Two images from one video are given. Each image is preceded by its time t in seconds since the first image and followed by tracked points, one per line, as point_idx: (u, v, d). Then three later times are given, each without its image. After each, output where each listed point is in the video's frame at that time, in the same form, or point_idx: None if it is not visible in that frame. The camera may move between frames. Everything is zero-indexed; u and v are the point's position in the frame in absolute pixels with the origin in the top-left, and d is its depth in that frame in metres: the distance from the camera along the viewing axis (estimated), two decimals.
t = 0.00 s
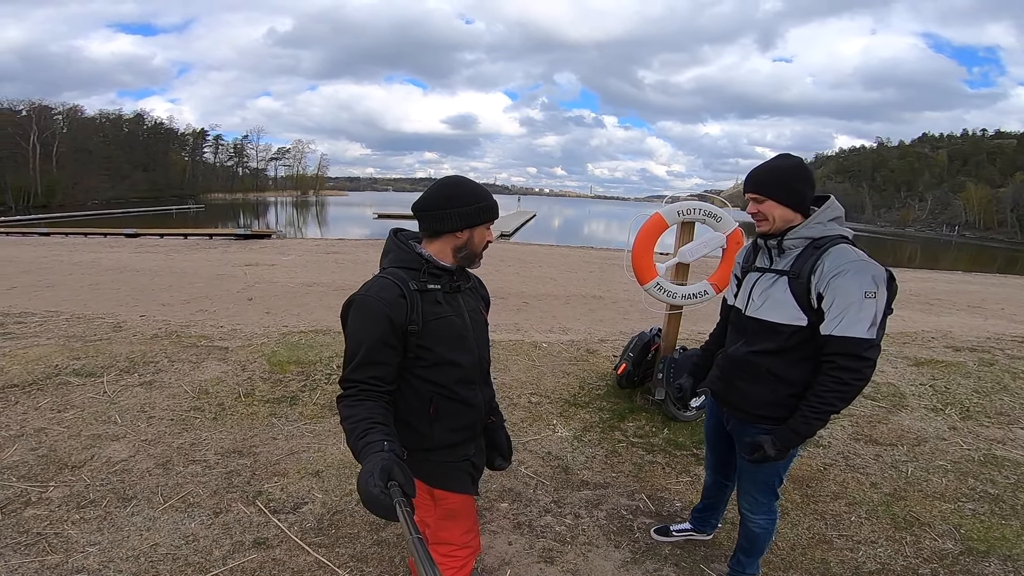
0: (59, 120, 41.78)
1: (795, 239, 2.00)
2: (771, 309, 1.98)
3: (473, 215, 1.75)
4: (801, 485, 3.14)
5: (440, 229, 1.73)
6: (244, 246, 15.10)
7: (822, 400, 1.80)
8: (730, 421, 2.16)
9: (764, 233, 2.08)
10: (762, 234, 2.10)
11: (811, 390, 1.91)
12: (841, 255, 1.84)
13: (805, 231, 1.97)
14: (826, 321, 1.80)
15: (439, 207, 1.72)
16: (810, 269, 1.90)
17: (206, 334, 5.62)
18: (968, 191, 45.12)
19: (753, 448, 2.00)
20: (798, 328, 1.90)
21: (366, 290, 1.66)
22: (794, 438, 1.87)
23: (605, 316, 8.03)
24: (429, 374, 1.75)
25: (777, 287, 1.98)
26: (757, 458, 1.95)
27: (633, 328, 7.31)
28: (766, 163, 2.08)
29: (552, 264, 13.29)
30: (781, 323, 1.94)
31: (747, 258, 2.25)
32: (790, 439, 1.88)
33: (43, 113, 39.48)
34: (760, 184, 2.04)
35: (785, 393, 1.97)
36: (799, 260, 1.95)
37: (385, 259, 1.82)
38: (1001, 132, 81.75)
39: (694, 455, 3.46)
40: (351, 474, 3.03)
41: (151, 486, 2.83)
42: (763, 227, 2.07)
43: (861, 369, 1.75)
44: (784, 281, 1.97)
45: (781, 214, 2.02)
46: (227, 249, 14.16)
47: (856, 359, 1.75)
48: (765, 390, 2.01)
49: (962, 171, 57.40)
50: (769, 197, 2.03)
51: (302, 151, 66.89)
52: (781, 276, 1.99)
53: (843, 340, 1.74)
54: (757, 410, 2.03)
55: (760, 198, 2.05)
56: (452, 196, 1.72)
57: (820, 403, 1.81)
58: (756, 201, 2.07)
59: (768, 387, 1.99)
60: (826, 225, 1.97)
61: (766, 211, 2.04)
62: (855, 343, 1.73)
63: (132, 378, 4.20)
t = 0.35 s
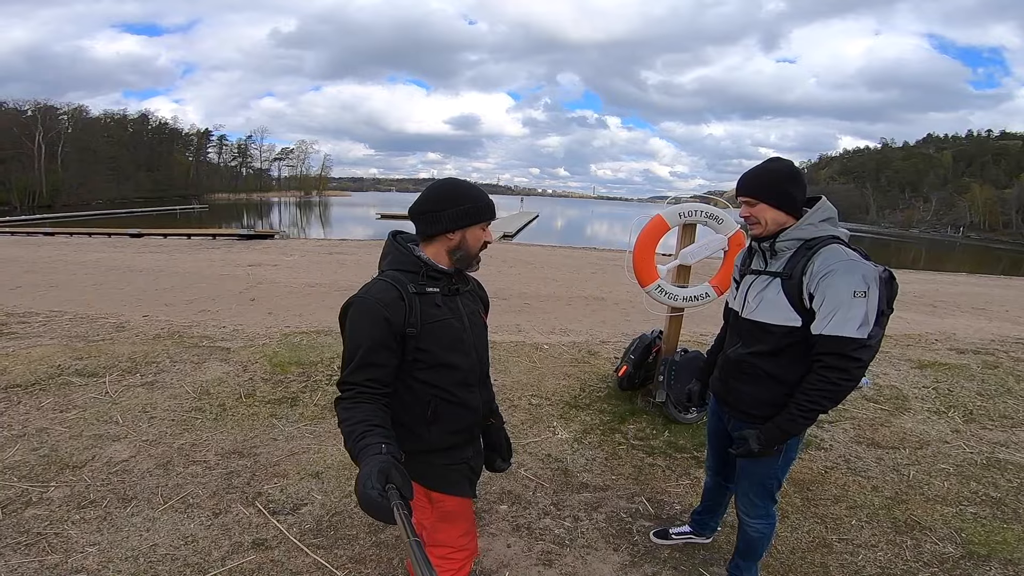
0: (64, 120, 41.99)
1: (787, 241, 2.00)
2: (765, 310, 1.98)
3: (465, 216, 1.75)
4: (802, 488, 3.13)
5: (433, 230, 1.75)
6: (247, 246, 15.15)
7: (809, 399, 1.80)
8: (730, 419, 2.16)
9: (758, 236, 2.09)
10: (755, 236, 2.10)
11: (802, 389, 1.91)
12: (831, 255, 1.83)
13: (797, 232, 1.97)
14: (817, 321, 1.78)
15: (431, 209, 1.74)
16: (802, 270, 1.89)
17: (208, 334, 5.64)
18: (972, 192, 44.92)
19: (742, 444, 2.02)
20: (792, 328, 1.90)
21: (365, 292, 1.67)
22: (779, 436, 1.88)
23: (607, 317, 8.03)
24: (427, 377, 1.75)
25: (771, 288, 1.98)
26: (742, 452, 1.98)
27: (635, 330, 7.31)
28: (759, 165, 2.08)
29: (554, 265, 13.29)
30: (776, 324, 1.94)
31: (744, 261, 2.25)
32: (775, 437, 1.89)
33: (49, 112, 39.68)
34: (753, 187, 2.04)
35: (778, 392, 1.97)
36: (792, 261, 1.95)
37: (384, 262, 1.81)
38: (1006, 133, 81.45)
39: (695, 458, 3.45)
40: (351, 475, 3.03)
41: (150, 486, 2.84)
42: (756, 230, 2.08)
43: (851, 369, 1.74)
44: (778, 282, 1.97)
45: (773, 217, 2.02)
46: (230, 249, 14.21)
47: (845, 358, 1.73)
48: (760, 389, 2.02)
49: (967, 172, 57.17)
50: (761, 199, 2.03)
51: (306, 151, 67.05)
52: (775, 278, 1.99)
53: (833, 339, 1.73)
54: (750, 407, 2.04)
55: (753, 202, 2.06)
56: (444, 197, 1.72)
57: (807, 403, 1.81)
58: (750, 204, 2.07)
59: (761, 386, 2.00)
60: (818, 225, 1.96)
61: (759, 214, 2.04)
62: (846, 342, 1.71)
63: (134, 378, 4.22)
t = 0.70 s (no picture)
0: (69, 119, 42.14)
1: (782, 240, 1.99)
2: (769, 310, 1.97)
3: (432, 216, 1.77)
4: (804, 490, 3.12)
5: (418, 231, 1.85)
6: (250, 245, 15.18)
7: (830, 391, 1.78)
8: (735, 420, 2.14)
9: (764, 235, 2.06)
10: (759, 236, 2.07)
11: (817, 384, 1.89)
12: (830, 251, 1.85)
13: (792, 231, 1.98)
14: (824, 315, 1.79)
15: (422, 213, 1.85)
16: (802, 267, 1.89)
17: (211, 333, 5.65)
18: (978, 192, 44.68)
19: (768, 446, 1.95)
20: (798, 326, 1.89)
21: (368, 296, 1.67)
22: (806, 432, 1.83)
23: (610, 317, 8.02)
24: (429, 382, 1.75)
25: (771, 288, 1.97)
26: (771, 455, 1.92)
27: (637, 330, 7.29)
28: (756, 167, 2.10)
29: (557, 264, 13.28)
30: (782, 323, 1.93)
31: (736, 264, 2.23)
32: (802, 433, 1.84)
33: (53, 111, 39.84)
34: (768, 185, 2.01)
35: (792, 390, 1.95)
36: (789, 260, 1.95)
37: (387, 266, 1.81)
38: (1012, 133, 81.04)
39: (698, 460, 3.44)
40: (352, 477, 3.03)
41: (153, 487, 2.85)
42: (765, 229, 2.05)
43: (866, 359, 1.73)
44: (777, 281, 1.96)
45: (784, 218, 2.03)
46: (233, 248, 14.23)
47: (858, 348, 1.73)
48: (769, 388, 1.99)
49: (972, 171, 56.87)
50: (775, 198, 2.01)
51: (309, 150, 67.14)
52: (773, 277, 1.98)
53: (843, 332, 1.73)
54: (763, 408, 2.01)
55: (768, 200, 2.02)
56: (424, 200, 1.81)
57: (829, 394, 1.78)
58: (762, 202, 2.03)
59: (773, 385, 1.98)
60: (810, 225, 1.98)
61: (773, 212, 2.02)
62: (857, 333, 1.72)
63: (137, 378, 4.23)
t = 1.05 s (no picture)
0: (69, 117, 42.10)
1: (801, 238, 1.99)
2: (792, 307, 1.95)
3: (438, 213, 1.78)
4: (808, 487, 3.12)
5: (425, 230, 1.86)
6: (251, 243, 15.18)
7: (859, 385, 1.79)
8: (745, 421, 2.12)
9: (797, 231, 2.00)
10: (792, 231, 2.00)
11: (842, 381, 1.90)
12: (854, 249, 1.88)
13: (813, 229, 1.98)
14: (855, 311, 1.80)
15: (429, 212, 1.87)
16: (826, 264, 1.90)
17: (214, 332, 5.65)
18: (979, 188, 44.58)
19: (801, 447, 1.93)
20: (823, 323, 1.89)
21: (376, 293, 1.66)
22: (838, 426, 1.83)
23: (611, 314, 8.01)
24: (436, 379, 1.75)
25: (793, 285, 1.97)
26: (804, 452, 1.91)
27: (639, 328, 7.29)
28: (769, 167, 2.11)
29: (558, 261, 13.27)
30: (806, 319, 1.92)
31: (740, 262, 2.20)
32: (833, 428, 1.84)
33: (53, 110, 39.81)
34: (800, 181, 2.02)
35: (812, 389, 1.95)
36: (811, 257, 1.94)
37: (396, 263, 1.80)
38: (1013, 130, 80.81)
39: (701, 457, 3.44)
40: (357, 475, 3.03)
41: (159, 486, 2.85)
42: (799, 225, 2.00)
43: (892, 350, 1.77)
44: (800, 278, 1.95)
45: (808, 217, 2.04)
46: (235, 246, 14.23)
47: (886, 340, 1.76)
48: (787, 389, 1.98)
49: (973, 168, 56.77)
50: (805, 195, 2.02)
51: (309, 148, 67.06)
52: (794, 274, 1.98)
53: (876, 326, 1.75)
54: (780, 409, 1.99)
55: (800, 196, 2.01)
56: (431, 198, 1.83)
57: (858, 389, 1.79)
58: (796, 197, 2.00)
59: (792, 384, 1.97)
60: (827, 223, 2.00)
61: (806, 208, 2.01)
62: (888, 325, 1.75)
63: (140, 377, 4.24)
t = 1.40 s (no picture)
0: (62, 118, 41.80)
1: (814, 234, 1.99)
2: (805, 305, 1.96)
3: (442, 209, 1.77)
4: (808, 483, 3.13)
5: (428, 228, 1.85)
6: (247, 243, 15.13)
7: (879, 383, 1.83)
8: (752, 421, 2.12)
9: (812, 225, 1.99)
10: (807, 225, 1.99)
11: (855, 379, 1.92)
12: (867, 246, 1.91)
13: (825, 225, 1.99)
14: (871, 308, 1.83)
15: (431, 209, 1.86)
16: (839, 261, 1.92)
17: (212, 332, 5.63)
18: (972, 184, 44.84)
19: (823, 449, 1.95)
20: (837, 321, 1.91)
21: (380, 290, 1.66)
22: (861, 426, 1.87)
23: (609, 312, 8.02)
24: (439, 376, 1.75)
25: (805, 282, 1.98)
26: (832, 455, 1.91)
27: (636, 325, 7.30)
28: (778, 162, 2.10)
29: (554, 259, 13.28)
30: (819, 316, 1.93)
31: (745, 257, 2.19)
32: (858, 428, 1.88)
33: (46, 110, 39.54)
34: (816, 175, 2.02)
35: (825, 387, 1.96)
36: (823, 253, 1.96)
37: (398, 261, 1.80)
38: (1006, 126, 81.31)
39: (701, 453, 3.45)
40: (358, 474, 3.03)
41: (159, 486, 2.84)
42: (814, 219, 1.99)
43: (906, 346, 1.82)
44: (812, 275, 1.96)
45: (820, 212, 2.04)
46: (230, 246, 14.18)
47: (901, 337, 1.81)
48: (800, 388, 1.98)
49: (966, 164, 57.08)
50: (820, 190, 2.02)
51: (304, 148, 66.83)
52: (806, 271, 1.98)
53: (891, 324, 1.79)
54: (792, 409, 1.99)
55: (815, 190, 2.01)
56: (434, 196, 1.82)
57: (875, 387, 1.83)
58: (812, 191, 2.00)
59: (803, 384, 1.97)
60: (837, 220, 2.02)
61: (821, 203, 2.01)
62: (904, 322, 1.79)
63: (138, 377, 4.22)
